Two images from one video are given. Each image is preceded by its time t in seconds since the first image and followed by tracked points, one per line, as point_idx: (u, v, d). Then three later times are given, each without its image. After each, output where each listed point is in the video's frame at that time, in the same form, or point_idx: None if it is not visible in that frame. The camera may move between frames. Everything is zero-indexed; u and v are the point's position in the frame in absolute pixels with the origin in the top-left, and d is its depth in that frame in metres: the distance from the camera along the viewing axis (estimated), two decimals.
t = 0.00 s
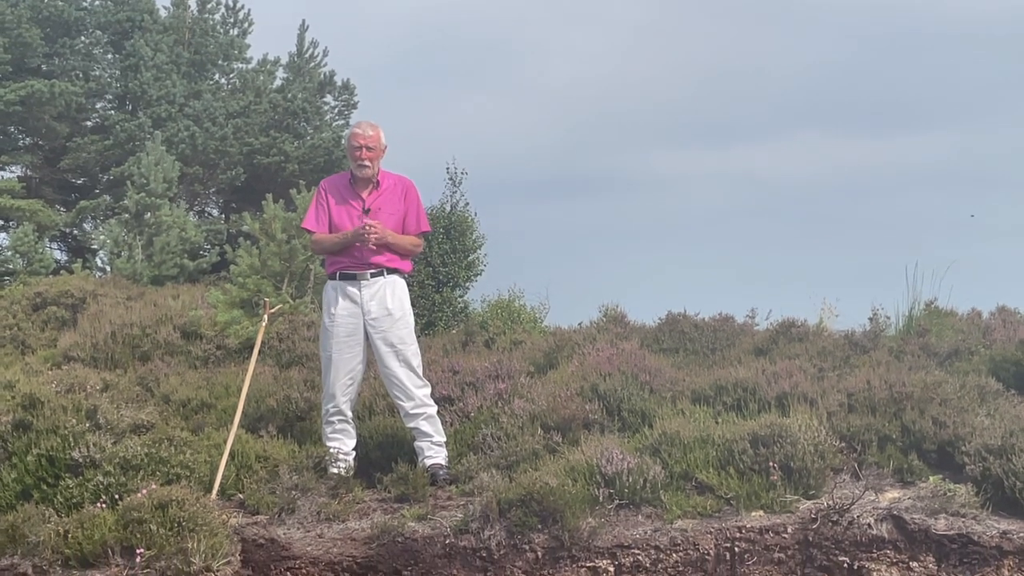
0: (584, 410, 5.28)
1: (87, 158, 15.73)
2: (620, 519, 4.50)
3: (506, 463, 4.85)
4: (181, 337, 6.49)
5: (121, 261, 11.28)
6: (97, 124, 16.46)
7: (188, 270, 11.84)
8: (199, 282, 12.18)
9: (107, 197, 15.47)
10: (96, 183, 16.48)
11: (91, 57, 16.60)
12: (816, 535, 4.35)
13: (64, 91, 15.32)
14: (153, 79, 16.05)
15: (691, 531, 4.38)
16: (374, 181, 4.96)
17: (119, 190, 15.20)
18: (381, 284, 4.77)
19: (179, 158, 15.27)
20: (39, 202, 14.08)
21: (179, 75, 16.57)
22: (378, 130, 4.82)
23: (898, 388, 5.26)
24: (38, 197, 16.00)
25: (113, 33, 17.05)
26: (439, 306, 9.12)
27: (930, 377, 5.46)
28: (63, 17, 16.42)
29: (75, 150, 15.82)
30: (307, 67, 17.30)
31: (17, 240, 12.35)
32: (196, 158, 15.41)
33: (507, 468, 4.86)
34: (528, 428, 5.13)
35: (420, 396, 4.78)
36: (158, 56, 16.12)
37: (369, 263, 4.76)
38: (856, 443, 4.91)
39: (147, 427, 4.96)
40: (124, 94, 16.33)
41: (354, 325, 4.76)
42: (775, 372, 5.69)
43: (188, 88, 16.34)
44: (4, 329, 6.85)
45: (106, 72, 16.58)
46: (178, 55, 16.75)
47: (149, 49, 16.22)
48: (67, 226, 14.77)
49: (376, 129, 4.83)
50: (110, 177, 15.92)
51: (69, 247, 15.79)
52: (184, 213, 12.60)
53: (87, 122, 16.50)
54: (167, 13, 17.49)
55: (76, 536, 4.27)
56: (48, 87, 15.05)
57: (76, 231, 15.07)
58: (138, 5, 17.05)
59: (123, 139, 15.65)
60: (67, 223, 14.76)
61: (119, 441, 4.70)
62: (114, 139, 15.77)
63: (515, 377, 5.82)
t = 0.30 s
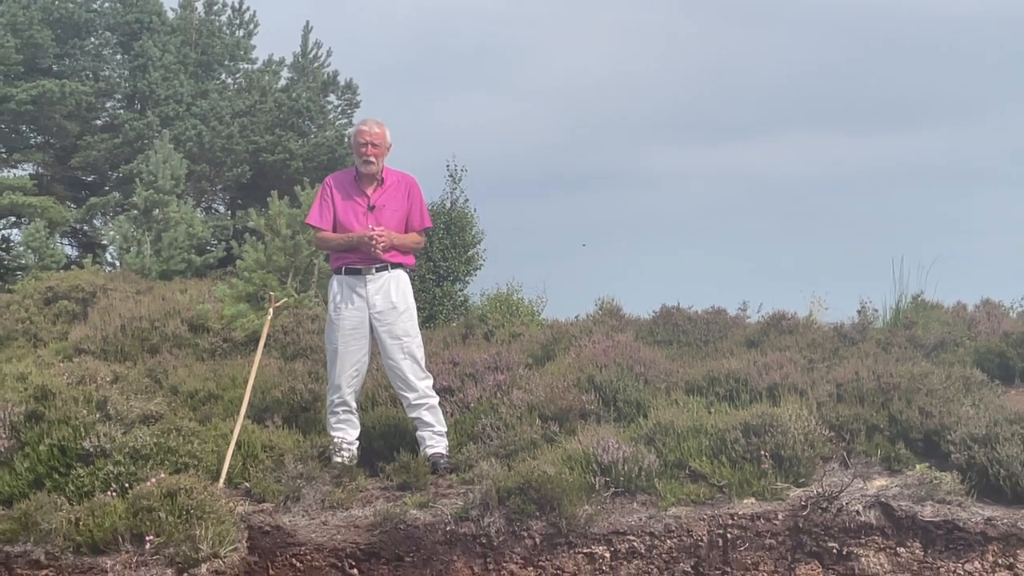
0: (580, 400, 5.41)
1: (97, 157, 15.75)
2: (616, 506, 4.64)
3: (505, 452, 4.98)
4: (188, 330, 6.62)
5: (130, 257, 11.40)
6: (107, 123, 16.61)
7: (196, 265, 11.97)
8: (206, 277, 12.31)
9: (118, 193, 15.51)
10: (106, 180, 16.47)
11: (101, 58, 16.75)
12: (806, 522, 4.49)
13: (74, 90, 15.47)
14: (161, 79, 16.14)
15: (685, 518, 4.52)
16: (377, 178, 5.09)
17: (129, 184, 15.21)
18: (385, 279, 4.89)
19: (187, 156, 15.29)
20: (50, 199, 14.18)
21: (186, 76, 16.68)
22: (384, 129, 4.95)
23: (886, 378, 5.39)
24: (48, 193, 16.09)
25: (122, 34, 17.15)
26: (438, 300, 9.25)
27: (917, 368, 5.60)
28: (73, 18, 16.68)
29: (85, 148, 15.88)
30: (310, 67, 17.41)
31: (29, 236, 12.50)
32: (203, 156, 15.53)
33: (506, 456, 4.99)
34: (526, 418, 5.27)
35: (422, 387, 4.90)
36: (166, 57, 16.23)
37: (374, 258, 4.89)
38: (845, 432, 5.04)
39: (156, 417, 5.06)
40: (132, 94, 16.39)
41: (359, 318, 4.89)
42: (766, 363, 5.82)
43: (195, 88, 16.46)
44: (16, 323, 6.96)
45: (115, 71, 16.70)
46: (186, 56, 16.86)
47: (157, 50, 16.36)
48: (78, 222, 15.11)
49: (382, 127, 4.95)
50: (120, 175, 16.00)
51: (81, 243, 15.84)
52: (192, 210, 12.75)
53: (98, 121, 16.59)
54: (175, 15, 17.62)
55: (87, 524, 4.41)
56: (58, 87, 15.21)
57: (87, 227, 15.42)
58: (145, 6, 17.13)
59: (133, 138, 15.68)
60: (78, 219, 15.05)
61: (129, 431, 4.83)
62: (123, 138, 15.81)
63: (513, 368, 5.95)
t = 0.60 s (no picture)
0: (576, 391, 5.53)
1: (104, 154, 15.83)
2: (611, 494, 4.78)
3: (503, 442, 5.11)
4: (194, 323, 6.71)
5: (137, 252, 11.50)
6: (114, 122, 16.71)
7: (202, 260, 12.07)
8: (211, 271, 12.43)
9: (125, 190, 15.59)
10: (113, 177, 16.54)
11: (108, 57, 16.86)
12: (796, 509, 4.61)
13: (82, 90, 15.60)
14: (167, 79, 16.40)
15: (678, 506, 4.66)
16: (379, 176, 5.21)
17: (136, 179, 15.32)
18: (385, 273, 5.02)
19: (192, 154, 15.47)
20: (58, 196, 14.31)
21: (191, 75, 16.89)
22: (387, 129, 5.06)
23: (874, 368, 5.51)
24: (58, 190, 16.10)
25: (130, 34, 17.38)
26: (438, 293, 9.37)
27: (904, 359, 5.73)
28: (82, 19, 16.78)
29: (93, 146, 15.98)
30: (313, 66, 17.55)
31: (38, 232, 12.65)
32: (208, 154, 15.65)
33: (504, 446, 5.12)
34: (523, 408, 5.39)
35: (421, 378, 5.02)
36: (172, 56, 16.49)
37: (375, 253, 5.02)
38: (834, 421, 5.17)
39: (163, 408, 5.22)
40: (139, 93, 16.72)
41: (359, 311, 5.01)
42: (757, 354, 5.94)
43: (200, 87, 16.63)
44: (26, 317, 7.07)
45: (122, 71, 16.83)
46: (191, 56, 17.02)
47: (162, 50, 16.59)
48: (86, 218, 15.17)
49: (385, 127, 5.07)
50: (127, 172, 16.12)
51: (90, 240, 15.95)
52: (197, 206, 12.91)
53: (106, 119, 16.70)
54: (181, 15, 17.68)
55: (95, 512, 4.55)
56: (66, 86, 15.32)
57: (96, 223, 15.52)
58: (151, 7, 17.26)
59: (139, 136, 15.89)
60: (86, 215, 15.13)
61: (137, 422, 4.97)
62: (130, 136, 15.96)
63: (511, 360, 6.07)
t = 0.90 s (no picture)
0: (571, 381, 5.68)
1: (112, 152, 15.93)
2: (605, 481, 4.93)
3: (501, 431, 5.26)
4: (200, 316, 6.84)
5: (145, 247, 11.64)
6: (121, 120, 16.77)
7: (207, 255, 12.21)
8: (217, 266, 12.57)
9: (133, 187, 15.74)
10: (121, 174, 16.66)
11: (116, 58, 17.04)
12: (784, 495, 4.76)
13: (91, 89, 15.72)
14: (173, 79, 16.43)
15: (671, 492, 4.82)
16: (379, 172, 5.35)
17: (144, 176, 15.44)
18: (386, 266, 5.16)
19: (198, 152, 15.57)
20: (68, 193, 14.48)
21: (198, 76, 16.97)
22: (387, 125, 5.21)
23: (859, 359, 5.66)
24: (67, 187, 16.28)
25: (136, 36, 17.46)
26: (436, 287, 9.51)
27: (889, 350, 5.88)
28: (90, 21, 16.93)
29: (101, 144, 16.10)
30: (315, 66, 17.68)
31: (49, 227, 12.81)
32: (213, 151, 15.79)
33: (501, 434, 5.27)
34: (520, 398, 5.54)
35: (421, 369, 5.16)
36: (178, 57, 16.51)
37: (375, 247, 5.16)
38: (821, 410, 5.33)
39: (169, 398, 5.37)
40: (146, 93, 16.71)
41: (361, 304, 5.15)
42: (747, 346, 6.10)
43: (206, 87, 16.77)
44: (37, 310, 7.21)
45: (130, 71, 16.99)
46: (196, 57, 17.17)
47: (169, 51, 16.63)
48: (95, 214, 15.27)
49: (385, 123, 5.21)
50: (135, 170, 16.24)
51: (97, 236, 16.09)
52: (203, 202, 13.08)
53: (114, 117, 16.83)
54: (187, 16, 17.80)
55: (105, 499, 4.71)
56: (75, 86, 15.44)
57: (105, 219, 15.63)
58: (158, 9, 17.39)
59: (146, 134, 15.89)
60: (95, 211, 15.25)
61: (145, 412, 5.12)
62: (138, 134, 16.02)
63: (508, 351, 6.22)
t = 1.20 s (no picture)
0: (565, 371, 5.87)
1: (123, 151, 16.11)
2: (599, 466, 5.13)
3: (498, 418, 5.45)
4: (208, 308, 7.03)
5: (154, 242, 11.82)
6: (133, 120, 17.01)
7: (215, 250, 12.36)
8: (224, 261, 12.72)
9: (143, 184, 15.95)
10: (131, 172, 16.85)
11: (126, 60, 17.42)
12: (770, 479, 4.96)
13: (102, 90, 15.94)
14: (181, 80, 16.81)
15: (661, 477, 5.01)
16: (382, 168, 5.55)
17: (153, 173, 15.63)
18: (389, 260, 5.35)
19: (205, 151, 15.79)
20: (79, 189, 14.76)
21: (205, 77, 17.27)
22: (390, 122, 5.42)
23: (843, 349, 5.86)
24: (81, 185, 16.43)
25: (146, 39, 18.04)
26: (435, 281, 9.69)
27: (872, 340, 6.07)
28: (101, 24, 17.38)
29: (113, 143, 16.30)
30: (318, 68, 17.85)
31: (61, 224, 13.15)
32: (221, 150, 16.00)
33: (498, 422, 5.46)
34: (516, 387, 5.73)
35: (422, 360, 5.36)
36: (185, 59, 16.88)
37: (378, 240, 5.35)
38: (805, 398, 5.53)
39: (178, 388, 5.56)
40: (155, 93, 17.09)
41: (365, 296, 5.34)
42: (734, 336, 6.29)
43: (213, 87, 17.07)
44: (51, 303, 7.40)
45: (140, 73, 17.35)
46: (203, 58, 17.47)
47: (177, 53, 17.04)
48: (106, 211, 15.46)
49: (388, 120, 5.43)
50: (145, 167, 16.42)
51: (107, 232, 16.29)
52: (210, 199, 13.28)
53: (124, 118, 17.00)
54: (194, 20, 18.14)
55: (116, 486, 4.90)
56: (87, 87, 15.67)
57: (115, 215, 15.78)
58: (167, 14, 18.11)
59: (155, 133, 16.15)
60: (106, 208, 15.43)
61: (155, 401, 5.31)
62: (147, 133, 16.22)
63: (504, 342, 6.41)
